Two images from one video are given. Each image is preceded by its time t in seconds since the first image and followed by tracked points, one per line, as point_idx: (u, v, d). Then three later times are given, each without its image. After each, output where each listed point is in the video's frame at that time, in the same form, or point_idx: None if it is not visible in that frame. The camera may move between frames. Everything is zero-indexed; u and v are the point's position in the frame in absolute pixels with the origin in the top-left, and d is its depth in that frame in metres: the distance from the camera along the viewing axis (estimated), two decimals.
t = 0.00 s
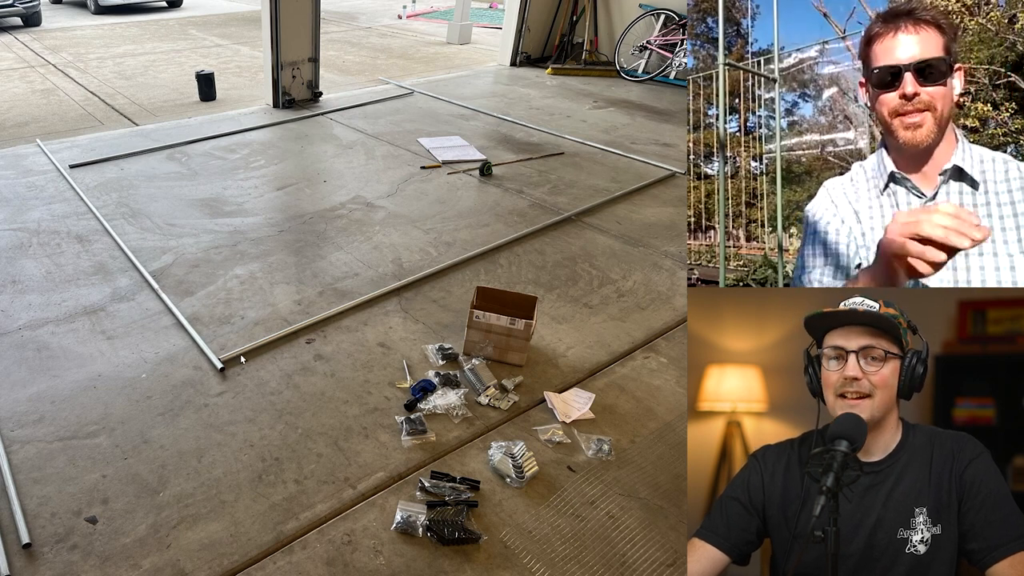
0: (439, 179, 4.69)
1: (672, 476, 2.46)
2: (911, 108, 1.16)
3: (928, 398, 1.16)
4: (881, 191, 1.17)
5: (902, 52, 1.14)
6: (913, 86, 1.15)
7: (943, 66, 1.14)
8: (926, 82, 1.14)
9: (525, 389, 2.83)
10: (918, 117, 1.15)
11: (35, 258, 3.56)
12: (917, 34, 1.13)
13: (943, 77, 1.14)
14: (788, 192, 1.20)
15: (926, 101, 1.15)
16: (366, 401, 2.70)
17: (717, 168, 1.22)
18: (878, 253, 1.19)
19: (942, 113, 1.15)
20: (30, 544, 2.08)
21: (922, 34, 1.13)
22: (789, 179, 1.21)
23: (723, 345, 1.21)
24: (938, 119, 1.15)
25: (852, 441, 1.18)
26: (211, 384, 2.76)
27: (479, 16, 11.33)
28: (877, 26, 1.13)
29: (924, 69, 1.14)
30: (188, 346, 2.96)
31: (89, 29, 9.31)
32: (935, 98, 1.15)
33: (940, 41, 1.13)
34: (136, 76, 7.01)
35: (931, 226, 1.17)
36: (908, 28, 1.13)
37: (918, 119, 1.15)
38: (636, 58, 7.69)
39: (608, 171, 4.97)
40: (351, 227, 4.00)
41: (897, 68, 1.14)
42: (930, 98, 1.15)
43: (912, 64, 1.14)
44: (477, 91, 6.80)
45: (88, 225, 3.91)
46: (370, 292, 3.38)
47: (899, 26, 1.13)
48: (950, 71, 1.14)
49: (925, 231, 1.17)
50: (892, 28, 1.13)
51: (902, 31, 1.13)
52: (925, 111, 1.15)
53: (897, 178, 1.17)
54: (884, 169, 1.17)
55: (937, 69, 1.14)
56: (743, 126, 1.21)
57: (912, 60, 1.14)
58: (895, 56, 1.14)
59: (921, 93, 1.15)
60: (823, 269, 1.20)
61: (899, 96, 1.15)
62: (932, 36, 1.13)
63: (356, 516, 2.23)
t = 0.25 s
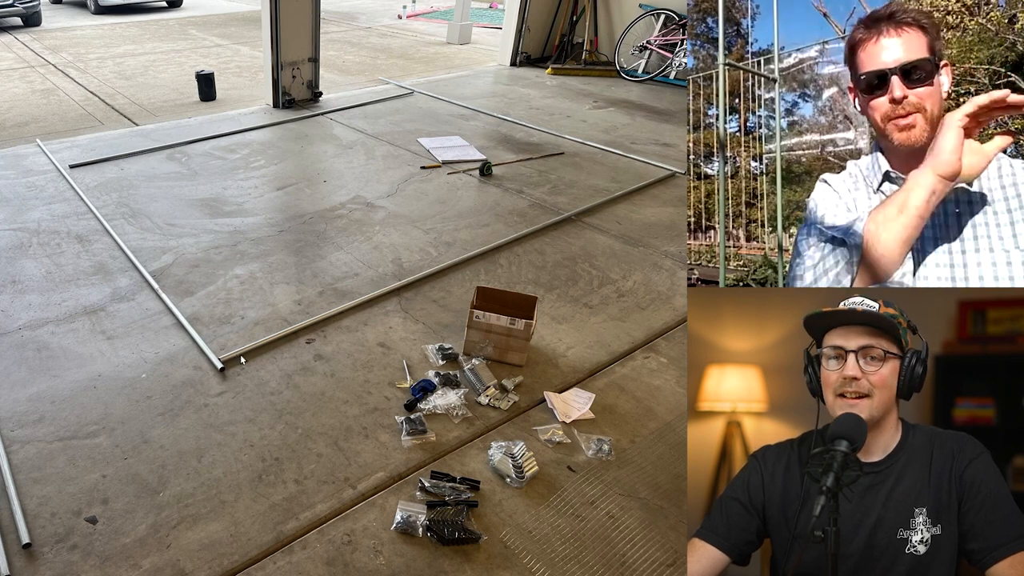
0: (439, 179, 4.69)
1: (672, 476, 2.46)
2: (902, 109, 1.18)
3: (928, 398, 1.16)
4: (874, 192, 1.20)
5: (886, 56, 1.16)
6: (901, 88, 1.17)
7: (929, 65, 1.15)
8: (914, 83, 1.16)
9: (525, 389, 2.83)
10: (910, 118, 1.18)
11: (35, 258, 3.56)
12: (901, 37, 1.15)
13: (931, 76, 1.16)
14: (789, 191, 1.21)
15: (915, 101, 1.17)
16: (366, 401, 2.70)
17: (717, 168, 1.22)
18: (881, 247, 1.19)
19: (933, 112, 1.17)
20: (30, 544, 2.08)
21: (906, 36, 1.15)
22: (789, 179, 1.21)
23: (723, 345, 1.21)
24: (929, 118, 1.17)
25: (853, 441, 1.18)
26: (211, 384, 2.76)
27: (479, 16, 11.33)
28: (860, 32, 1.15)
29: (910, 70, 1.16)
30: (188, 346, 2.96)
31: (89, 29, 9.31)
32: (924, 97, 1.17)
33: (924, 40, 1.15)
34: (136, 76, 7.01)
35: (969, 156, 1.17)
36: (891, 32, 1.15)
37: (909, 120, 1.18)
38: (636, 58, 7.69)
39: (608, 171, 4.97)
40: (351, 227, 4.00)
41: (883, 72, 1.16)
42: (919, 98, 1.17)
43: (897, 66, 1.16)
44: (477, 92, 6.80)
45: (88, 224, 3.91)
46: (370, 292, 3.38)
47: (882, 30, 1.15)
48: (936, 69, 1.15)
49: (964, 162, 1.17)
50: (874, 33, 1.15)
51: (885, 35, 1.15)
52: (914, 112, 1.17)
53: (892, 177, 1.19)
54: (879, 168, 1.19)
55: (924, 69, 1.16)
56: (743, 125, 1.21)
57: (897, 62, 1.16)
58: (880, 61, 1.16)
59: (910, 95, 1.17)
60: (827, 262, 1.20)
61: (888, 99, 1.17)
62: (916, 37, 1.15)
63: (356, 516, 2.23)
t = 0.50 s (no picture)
0: (439, 179, 4.69)
1: (672, 476, 2.46)
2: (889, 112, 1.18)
3: (927, 398, 1.16)
4: (865, 195, 1.20)
5: (870, 60, 1.17)
6: (886, 92, 1.17)
7: (914, 68, 1.16)
8: (899, 86, 1.17)
9: (525, 390, 2.83)
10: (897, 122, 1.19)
11: (35, 258, 3.56)
12: (884, 41, 1.16)
13: (915, 79, 1.17)
14: (788, 191, 1.21)
15: (901, 105, 1.18)
16: (366, 401, 2.70)
17: (717, 168, 1.21)
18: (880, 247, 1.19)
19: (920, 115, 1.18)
20: (30, 544, 2.08)
21: (889, 39, 1.16)
22: (789, 179, 1.21)
23: (723, 345, 1.21)
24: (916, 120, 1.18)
25: (852, 441, 1.18)
26: (211, 384, 2.76)
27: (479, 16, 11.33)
28: (843, 38, 1.16)
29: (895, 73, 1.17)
30: (188, 346, 2.96)
31: (89, 29, 9.31)
32: (911, 100, 1.18)
33: (907, 42, 1.15)
34: (136, 76, 7.01)
35: (956, 161, 1.17)
36: (873, 36, 1.16)
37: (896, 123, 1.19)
38: (636, 58, 7.69)
39: (608, 171, 4.97)
40: (351, 227, 4.00)
41: (867, 76, 1.17)
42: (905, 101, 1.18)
43: (882, 70, 1.17)
44: (477, 91, 6.80)
45: (88, 224, 3.91)
46: (370, 292, 3.38)
47: (865, 34, 1.15)
48: (920, 71, 1.16)
49: (949, 168, 1.17)
50: (857, 38, 1.16)
51: (869, 39, 1.16)
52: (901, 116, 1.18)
53: (881, 181, 1.20)
54: (869, 172, 1.20)
55: (908, 71, 1.16)
56: (743, 125, 1.21)
57: (881, 66, 1.17)
58: (864, 65, 1.17)
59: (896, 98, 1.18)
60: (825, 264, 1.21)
61: (874, 104, 1.18)
62: (899, 40, 1.15)
63: (356, 516, 2.23)
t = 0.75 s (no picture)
0: (439, 179, 4.69)
1: (672, 476, 2.46)
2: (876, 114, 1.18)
3: (927, 398, 1.16)
4: (855, 200, 1.19)
5: (855, 63, 1.16)
6: (872, 95, 1.17)
7: (898, 68, 1.16)
8: (885, 88, 1.17)
9: (525, 390, 2.83)
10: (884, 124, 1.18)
11: (35, 258, 3.56)
12: (868, 43, 1.16)
13: (901, 81, 1.16)
14: (788, 191, 1.20)
15: (888, 106, 1.17)
16: (365, 401, 2.70)
17: (717, 168, 1.21)
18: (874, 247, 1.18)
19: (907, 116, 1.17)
20: (30, 544, 2.08)
21: (873, 41, 1.15)
22: (789, 179, 1.21)
23: (723, 345, 1.21)
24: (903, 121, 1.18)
25: (852, 441, 1.18)
26: (211, 384, 2.76)
27: (479, 16, 11.33)
28: (826, 41, 1.15)
29: (880, 75, 1.16)
30: (188, 346, 2.96)
31: (89, 29, 9.31)
32: (898, 101, 1.17)
33: (890, 43, 1.15)
34: (136, 76, 7.01)
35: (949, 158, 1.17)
36: (857, 38, 1.16)
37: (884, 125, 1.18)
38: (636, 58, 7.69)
39: (609, 171, 4.97)
40: (351, 227, 4.00)
41: (852, 79, 1.17)
42: (892, 103, 1.17)
43: (866, 73, 1.17)
44: (477, 91, 6.80)
45: (88, 225, 3.91)
46: (370, 292, 3.38)
47: (848, 38, 1.15)
48: (905, 72, 1.16)
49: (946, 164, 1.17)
50: (840, 42, 1.15)
51: (852, 42, 1.16)
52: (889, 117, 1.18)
53: (871, 183, 1.18)
54: (858, 175, 1.19)
55: (892, 73, 1.16)
56: (743, 125, 1.21)
57: (866, 69, 1.17)
58: (849, 68, 1.16)
59: (882, 100, 1.17)
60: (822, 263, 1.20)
61: (861, 107, 1.17)
62: (883, 40, 1.15)
63: (356, 516, 2.23)
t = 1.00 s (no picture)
0: (439, 179, 4.69)
1: (672, 476, 2.46)
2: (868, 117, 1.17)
3: (927, 398, 1.16)
4: (852, 199, 1.19)
5: (846, 68, 1.16)
6: (864, 97, 1.16)
7: (889, 72, 1.15)
8: (876, 91, 1.16)
9: (525, 390, 2.83)
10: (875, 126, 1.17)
11: (35, 258, 3.56)
12: (860, 48, 1.16)
13: (892, 84, 1.16)
14: (788, 191, 1.20)
15: (879, 109, 1.16)
16: (365, 401, 2.70)
17: (717, 168, 1.22)
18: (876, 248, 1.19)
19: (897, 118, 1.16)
20: (30, 544, 2.08)
21: (864, 46, 1.15)
22: (789, 179, 1.21)
23: (723, 345, 1.21)
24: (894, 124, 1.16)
25: (852, 441, 1.18)
26: (211, 384, 2.76)
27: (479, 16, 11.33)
28: (819, 46, 1.15)
29: (872, 79, 1.16)
30: (188, 346, 2.96)
31: (89, 29, 9.31)
32: (889, 104, 1.16)
33: (881, 47, 1.14)
34: (136, 76, 7.01)
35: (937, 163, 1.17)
36: (849, 44, 1.16)
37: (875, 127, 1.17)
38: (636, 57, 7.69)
39: (609, 171, 4.97)
40: (351, 227, 4.00)
41: (844, 83, 1.16)
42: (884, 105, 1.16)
43: (858, 77, 1.16)
44: (477, 91, 6.80)
45: (88, 224, 3.91)
46: (370, 292, 3.38)
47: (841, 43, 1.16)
48: (895, 75, 1.15)
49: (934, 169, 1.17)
50: (833, 46, 1.15)
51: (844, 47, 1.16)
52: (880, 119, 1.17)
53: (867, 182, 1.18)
54: (852, 174, 1.19)
55: (884, 77, 1.16)
56: (743, 125, 1.21)
57: (857, 73, 1.16)
58: (841, 72, 1.16)
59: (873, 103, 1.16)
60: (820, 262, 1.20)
61: (852, 109, 1.17)
62: (874, 45, 1.15)
63: (356, 516, 2.23)
